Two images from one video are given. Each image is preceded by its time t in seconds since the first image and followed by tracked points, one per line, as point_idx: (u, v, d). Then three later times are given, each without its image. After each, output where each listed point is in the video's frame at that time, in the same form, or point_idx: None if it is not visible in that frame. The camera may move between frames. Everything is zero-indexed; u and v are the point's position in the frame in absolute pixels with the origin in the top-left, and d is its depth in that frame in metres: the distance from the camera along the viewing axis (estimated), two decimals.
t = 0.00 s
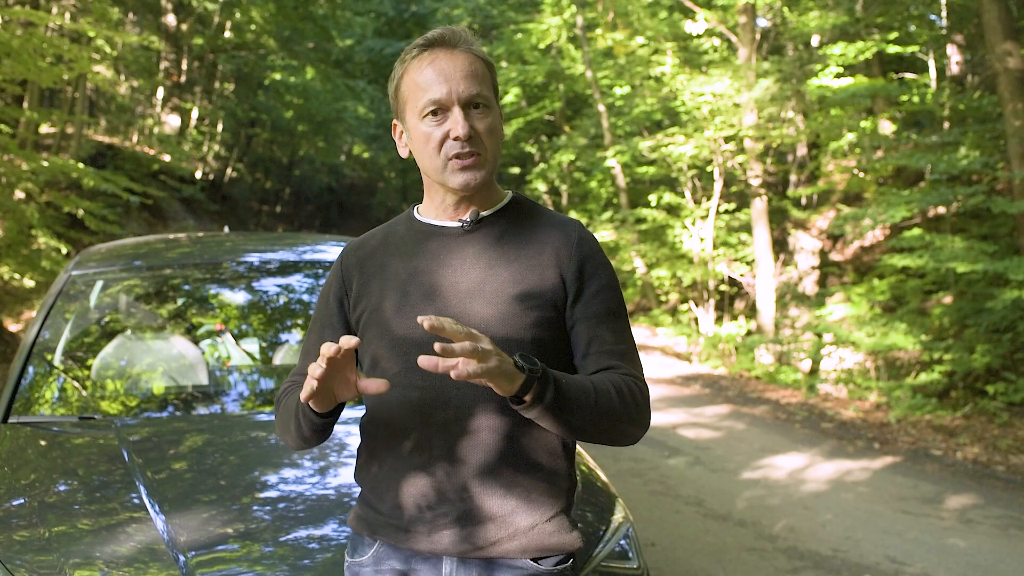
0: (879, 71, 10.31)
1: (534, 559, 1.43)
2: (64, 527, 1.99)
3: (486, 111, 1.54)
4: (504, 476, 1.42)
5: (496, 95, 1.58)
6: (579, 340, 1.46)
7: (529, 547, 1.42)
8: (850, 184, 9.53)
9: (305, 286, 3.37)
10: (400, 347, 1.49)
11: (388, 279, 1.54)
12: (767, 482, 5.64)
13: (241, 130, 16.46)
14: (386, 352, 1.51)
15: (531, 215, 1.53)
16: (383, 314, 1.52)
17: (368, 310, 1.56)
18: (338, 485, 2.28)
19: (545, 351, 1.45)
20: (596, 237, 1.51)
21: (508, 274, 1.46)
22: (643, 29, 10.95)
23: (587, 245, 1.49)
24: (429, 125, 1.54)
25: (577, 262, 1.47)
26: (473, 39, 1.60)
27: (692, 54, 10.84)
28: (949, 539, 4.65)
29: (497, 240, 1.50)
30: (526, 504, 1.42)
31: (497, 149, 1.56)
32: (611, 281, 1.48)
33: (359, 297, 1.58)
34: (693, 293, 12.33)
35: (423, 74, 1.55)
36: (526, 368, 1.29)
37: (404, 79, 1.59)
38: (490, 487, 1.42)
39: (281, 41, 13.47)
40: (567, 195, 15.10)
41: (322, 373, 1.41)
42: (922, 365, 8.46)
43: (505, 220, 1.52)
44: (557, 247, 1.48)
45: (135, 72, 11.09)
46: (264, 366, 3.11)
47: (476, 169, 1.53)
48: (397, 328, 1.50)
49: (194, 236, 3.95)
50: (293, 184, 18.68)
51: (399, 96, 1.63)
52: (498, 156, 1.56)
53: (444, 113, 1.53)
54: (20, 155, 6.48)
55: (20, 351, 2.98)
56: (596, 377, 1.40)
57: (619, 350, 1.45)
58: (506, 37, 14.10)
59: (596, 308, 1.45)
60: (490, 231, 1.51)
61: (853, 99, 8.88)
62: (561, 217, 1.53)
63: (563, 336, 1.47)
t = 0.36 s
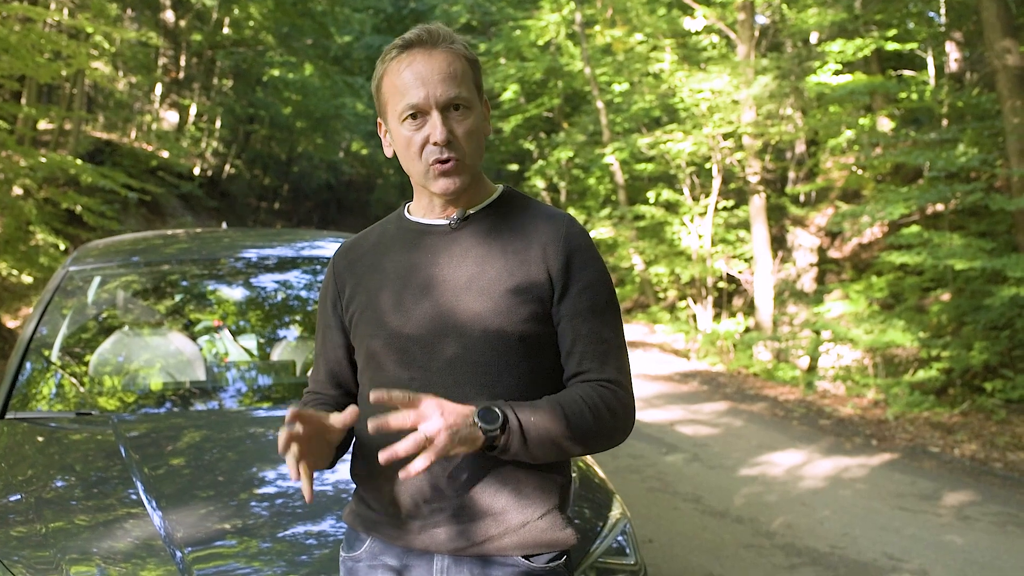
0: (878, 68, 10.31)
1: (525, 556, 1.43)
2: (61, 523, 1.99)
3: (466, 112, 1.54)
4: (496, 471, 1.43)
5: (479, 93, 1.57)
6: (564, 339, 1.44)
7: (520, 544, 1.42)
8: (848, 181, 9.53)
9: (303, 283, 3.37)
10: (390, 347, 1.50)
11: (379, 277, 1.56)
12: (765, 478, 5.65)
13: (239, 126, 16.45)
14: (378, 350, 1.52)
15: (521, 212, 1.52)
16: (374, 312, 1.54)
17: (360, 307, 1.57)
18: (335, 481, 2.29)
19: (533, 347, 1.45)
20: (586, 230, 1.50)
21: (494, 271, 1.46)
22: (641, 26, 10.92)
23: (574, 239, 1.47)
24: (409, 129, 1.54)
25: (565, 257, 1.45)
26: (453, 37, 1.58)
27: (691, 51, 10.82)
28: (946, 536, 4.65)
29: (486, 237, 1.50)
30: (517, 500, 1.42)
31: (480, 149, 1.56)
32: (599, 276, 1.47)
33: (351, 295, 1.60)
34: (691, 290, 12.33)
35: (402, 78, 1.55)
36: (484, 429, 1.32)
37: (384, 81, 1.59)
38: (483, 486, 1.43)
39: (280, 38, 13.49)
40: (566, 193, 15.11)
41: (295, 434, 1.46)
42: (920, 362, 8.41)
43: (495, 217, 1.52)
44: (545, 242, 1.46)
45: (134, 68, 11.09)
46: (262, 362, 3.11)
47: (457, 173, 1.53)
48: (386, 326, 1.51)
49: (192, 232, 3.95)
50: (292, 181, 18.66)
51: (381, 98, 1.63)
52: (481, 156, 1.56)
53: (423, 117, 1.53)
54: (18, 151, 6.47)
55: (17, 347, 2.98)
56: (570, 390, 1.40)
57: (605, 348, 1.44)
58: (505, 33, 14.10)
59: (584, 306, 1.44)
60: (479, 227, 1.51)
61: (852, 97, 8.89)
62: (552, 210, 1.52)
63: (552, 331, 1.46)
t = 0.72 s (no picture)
0: (875, 64, 10.30)
1: (522, 553, 1.43)
2: (59, 520, 1.99)
3: (455, 108, 1.53)
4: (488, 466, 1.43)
5: (469, 89, 1.56)
6: (568, 335, 1.46)
7: (518, 541, 1.42)
8: (846, 178, 9.53)
9: (301, 279, 3.37)
10: (383, 344, 1.50)
11: (372, 273, 1.55)
12: (763, 475, 5.66)
13: (237, 124, 16.43)
14: (371, 345, 1.52)
15: (515, 207, 1.52)
16: (368, 308, 1.53)
17: (354, 303, 1.56)
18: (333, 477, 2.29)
19: (528, 343, 1.45)
20: (582, 224, 1.50)
21: (486, 268, 1.46)
22: (639, 23, 10.93)
23: (568, 233, 1.47)
24: (396, 124, 1.54)
25: (560, 253, 1.46)
26: (442, 31, 1.57)
27: (688, 48, 10.81)
28: (944, 532, 4.66)
29: (479, 234, 1.49)
30: (514, 496, 1.43)
31: (469, 145, 1.55)
32: (595, 272, 1.47)
33: (345, 292, 1.59)
34: (690, 286, 12.34)
35: (390, 73, 1.54)
36: (502, 446, 1.33)
37: (373, 77, 1.58)
38: (480, 482, 1.43)
39: (277, 35, 13.48)
40: (564, 189, 15.11)
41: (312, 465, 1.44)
42: (918, 359, 8.42)
43: (488, 212, 1.52)
44: (539, 237, 1.47)
45: (130, 65, 11.06)
46: (260, 359, 3.11)
47: (444, 169, 1.52)
48: (376, 324, 1.51)
49: (189, 229, 3.94)
50: (290, 178, 18.64)
51: (370, 94, 1.62)
52: (470, 152, 1.55)
53: (410, 113, 1.52)
54: (15, 148, 6.47)
55: (14, 344, 2.97)
56: (581, 387, 1.42)
57: (605, 345, 1.45)
58: (503, 30, 14.08)
59: (579, 302, 1.45)
60: (473, 223, 1.51)
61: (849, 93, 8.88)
62: (546, 205, 1.52)
63: (547, 327, 1.46)
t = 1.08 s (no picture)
0: (883, 63, 10.27)
1: (531, 554, 1.42)
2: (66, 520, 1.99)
3: (467, 106, 1.52)
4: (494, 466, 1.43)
5: (481, 88, 1.56)
6: (580, 335, 1.46)
7: (529, 541, 1.42)
8: (853, 177, 9.50)
9: (307, 280, 3.37)
10: (393, 344, 1.49)
11: (381, 273, 1.54)
12: (770, 475, 5.64)
13: (244, 125, 16.46)
14: (380, 345, 1.51)
15: (525, 208, 1.52)
16: (376, 307, 1.52)
17: (362, 302, 1.55)
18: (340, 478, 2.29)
19: (539, 343, 1.44)
20: (591, 226, 1.50)
21: (497, 269, 1.45)
22: (645, 23, 10.94)
23: (578, 235, 1.48)
24: (407, 121, 1.53)
25: (570, 254, 1.46)
26: (454, 30, 1.56)
27: (694, 48, 10.81)
28: (952, 532, 4.64)
29: (490, 233, 1.49)
30: (523, 497, 1.42)
31: (480, 144, 1.55)
32: (606, 273, 1.48)
33: (354, 292, 1.58)
34: (696, 286, 12.31)
35: (402, 70, 1.53)
36: (519, 443, 1.32)
37: (384, 73, 1.57)
38: (488, 482, 1.42)
39: (284, 36, 13.51)
40: (570, 189, 15.11)
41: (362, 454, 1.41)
42: (925, 359, 8.38)
43: (497, 212, 1.52)
44: (549, 238, 1.47)
45: (138, 66, 11.10)
46: (267, 360, 3.11)
47: (454, 168, 1.51)
48: (386, 323, 1.50)
49: (197, 229, 3.94)
50: (296, 178, 18.69)
51: (382, 91, 1.61)
52: (481, 152, 1.55)
53: (422, 109, 1.52)
54: (22, 150, 6.48)
55: (21, 345, 2.98)
56: (593, 386, 1.42)
57: (617, 347, 1.46)
58: (509, 31, 14.09)
59: (589, 303, 1.45)
60: (483, 223, 1.51)
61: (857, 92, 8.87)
62: (557, 206, 1.52)
63: (557, 328, 1.46)
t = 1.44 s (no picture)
0: (891, 63, 10.23)
1: (542, 552, 1.43)
2: (73, 519, 2.00)
3: (485, 104, 1.52)
4: (501, 465, 1.42)
5: (499, 87, 1.56)
6: (593, 334, 1.48)
7: (542, 539, 1.42)
8: (861, 178, 9.47)
9: (314, 279, 3.38)
10: (405, 342, 1.47)
11: (393, 271, 1.53)
12: (777, 475, 5.63)
13: (252, 125, 16.50)
14: (392, 344, 1.48)
15: (540, 209, 1.52)
16: (388, 305, 1.51)
17: (373, 301, 1.53)
18: (346, 477, 2.29)
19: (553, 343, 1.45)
20: (604, 229, 1.52)
21: (514, 267, 1.45)
22: (653, 23, 10.94)
23: (593, 237, 1.49)
24: (425, 117, 1.52)
25: (586, 255, 1.47)
26: (473, 29, 1.56)
27: (702, 48, 10.80)
28: (959, 533, 4.62)
29: (505, 232, 1.49)
30: (535, 496, 1.42)
31: (496, 142, 1.55)
32: (618, 274, 1.50)
33: (363, 291, 1.56)
34: (704, 286, 12.28)
35: (422, 65, 1.52)
36: (546, 400, 1.31)
37: (402, 69, 1.57)
38: (500, 480, 1.42)
39: (292, 36, 13.55)
40: (577, 189, 15.11)
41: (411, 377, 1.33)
42: (934, 359, 8.33)
43: (513, 212, 1.51)
44: (566, 239, 1.48)
45: (146, 66, 11.14)
46: (273, 360, 3.11)
47: (470, 165, 1.51)
48: (398, 320, 1.48)
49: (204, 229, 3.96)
50: (304, 178, 18.73)
51: (398, 86, 1.60)
52: (497, 150, 1.54)
53: (440, 105, 1.51)
54: (31, 150, 6.50)
55: (28, 344, 2.99)
56: (609, 377, 1.44)
57: (629, 347, 1.49)
58: (516, 30, 14.08)
59: (603, 305, 1.47)
60: (499, 223, 1.50)
61: (865, 92, 8.85)
62: (569, 207, 1.54)
63: (571, 329, 1.47)
